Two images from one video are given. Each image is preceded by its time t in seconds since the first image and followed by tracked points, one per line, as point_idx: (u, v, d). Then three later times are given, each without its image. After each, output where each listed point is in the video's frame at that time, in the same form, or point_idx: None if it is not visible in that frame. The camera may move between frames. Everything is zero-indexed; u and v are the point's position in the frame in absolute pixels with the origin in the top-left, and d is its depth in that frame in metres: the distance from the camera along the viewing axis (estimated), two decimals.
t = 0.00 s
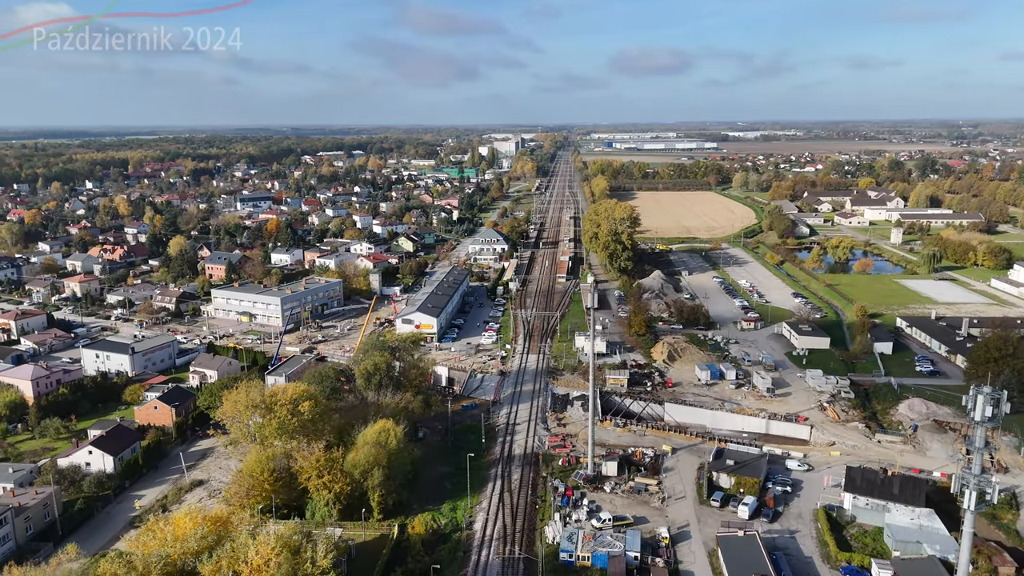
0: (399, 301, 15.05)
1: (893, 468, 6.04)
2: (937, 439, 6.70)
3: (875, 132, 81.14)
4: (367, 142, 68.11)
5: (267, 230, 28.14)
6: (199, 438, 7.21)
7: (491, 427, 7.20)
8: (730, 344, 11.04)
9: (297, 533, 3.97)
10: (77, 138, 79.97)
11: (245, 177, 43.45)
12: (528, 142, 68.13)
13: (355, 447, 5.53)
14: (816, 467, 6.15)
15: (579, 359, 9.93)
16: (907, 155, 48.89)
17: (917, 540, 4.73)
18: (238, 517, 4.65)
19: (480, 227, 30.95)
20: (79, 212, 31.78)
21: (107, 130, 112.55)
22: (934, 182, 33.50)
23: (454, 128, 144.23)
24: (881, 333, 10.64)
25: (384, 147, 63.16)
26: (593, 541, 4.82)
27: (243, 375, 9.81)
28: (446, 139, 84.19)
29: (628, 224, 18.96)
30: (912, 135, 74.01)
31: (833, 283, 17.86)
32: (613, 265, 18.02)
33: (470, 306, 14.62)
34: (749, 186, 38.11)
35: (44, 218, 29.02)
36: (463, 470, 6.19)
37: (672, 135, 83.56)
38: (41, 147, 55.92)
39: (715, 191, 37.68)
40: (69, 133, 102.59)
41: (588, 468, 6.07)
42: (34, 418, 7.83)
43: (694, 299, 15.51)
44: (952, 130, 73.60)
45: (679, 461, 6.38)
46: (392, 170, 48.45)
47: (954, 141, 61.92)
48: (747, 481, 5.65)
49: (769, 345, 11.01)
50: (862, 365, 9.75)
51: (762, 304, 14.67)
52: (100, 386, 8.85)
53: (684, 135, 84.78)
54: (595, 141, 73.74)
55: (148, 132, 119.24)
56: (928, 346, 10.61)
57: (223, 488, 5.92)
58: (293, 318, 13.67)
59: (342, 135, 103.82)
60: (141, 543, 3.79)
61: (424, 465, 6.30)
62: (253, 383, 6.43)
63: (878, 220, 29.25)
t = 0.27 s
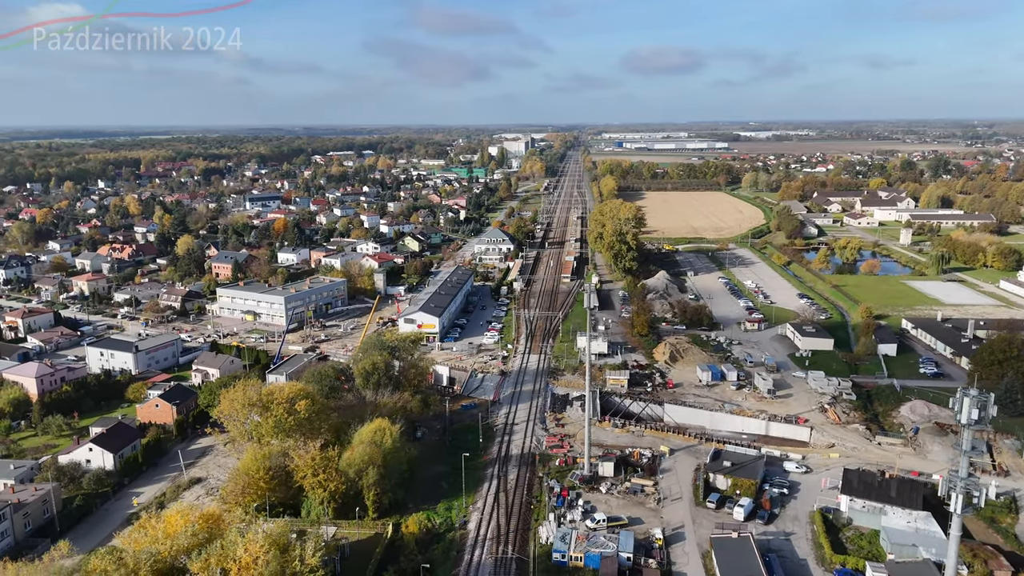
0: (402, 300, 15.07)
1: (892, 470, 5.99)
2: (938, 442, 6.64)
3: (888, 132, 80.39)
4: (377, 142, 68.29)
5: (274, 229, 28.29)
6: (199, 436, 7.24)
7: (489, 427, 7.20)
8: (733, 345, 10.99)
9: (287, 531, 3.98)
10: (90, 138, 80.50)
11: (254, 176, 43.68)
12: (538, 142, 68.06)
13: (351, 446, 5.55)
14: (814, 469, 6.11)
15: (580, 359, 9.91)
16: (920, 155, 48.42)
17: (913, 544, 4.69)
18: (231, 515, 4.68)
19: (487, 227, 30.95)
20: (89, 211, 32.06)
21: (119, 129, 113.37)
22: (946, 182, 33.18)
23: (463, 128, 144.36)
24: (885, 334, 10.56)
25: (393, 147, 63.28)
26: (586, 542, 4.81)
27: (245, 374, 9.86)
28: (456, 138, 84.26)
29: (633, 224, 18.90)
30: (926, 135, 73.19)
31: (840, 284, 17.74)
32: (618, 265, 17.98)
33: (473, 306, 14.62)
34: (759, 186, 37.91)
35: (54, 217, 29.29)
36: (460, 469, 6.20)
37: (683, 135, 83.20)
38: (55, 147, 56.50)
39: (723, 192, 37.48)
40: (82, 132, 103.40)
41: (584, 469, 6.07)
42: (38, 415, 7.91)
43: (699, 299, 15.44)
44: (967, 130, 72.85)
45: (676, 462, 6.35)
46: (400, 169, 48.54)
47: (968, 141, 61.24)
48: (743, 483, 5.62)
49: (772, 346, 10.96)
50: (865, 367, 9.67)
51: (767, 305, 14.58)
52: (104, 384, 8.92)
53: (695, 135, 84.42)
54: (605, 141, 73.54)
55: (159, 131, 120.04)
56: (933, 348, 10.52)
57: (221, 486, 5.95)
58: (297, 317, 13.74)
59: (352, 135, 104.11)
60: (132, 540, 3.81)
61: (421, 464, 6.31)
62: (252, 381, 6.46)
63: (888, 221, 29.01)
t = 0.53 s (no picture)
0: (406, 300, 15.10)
1: (890, 473, 5.95)
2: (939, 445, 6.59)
3: (901, 132, 79.69)
4: (387, 142, 68.47)
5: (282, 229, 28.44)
6: (199, 434, 7.28)
7: (487, 427, 7.20)
8: (735, 346, 10.95)
9: (279, 529, 3.99)
10: (104, 138, 81.05)
11: (263, 176, 43.91)
12: (547, 142, 67.96)
13: (346, 446, 5.57)
14: (812, 471, 6.08)
15: (581, 360, 9.89)
16: (932, 156, 47.99)
17: (907, 547, 4.70)
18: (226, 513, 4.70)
19: (494, 227, 30.97)
20: (100, 211, 32.34)
21: (131, 129, 114.25)
22: (958, 183, 32.88)
23: (472, 128, 144.50)
24: (889, 336, 10.49)
25: (402, 147, 63.41)
26: (579, 542, 4.81)
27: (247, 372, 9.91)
28: (467, 139, 84.36)
29: (638, 224, 18.85)
30: (941, 135, 72.44)
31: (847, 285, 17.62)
32: (623, 266, 17.94)
33: (477, 306, 14.64)
34: (768, 186, 37.72)
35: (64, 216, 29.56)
36: (456, 468, 6.20)
37: (694, 135, 82.86)
38: (69, 147, 57.05)
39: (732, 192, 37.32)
40: (95, 133, 104.25)
41: (581, 469, 6.06)
42: (41, 413, 7.99)
43: (703, 300, 15.39)
44: (981, 130, 72.08)
45: (673, 463, 6.33)
46: (409, 169, 48.64)
47: (983, 141, 60.61)
48: (739, 484, 5.60)
49: (775, 346, 10.90)
50: (868, 368, 9.61)
51: (772, 306, 14.50)
52: (107, 382, 9.00)
53: (705, 135, 84.07)
54: (615, 141, 73.37)
55: (171, 131, 120.88)
56: (938, 350, 10.43)
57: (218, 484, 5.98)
58: (301, 316, 13.80)
59: (363, 135, 104.42)
60: (125, 537, 3.84)
61: (418, 463, 6.32)
62: (250, 380, 6.49)
63: (898, 221, 28.79)
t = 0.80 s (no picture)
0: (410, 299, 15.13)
1: (889, 475, 5.91)
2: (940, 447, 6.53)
3: (916, 132, 78.79)
4: (397, 142, 68.57)
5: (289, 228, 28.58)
6: (200, 431, 7.33)
7: (486, 426, 7.20)
8: (738, 347, 10.90)
9: (270, 527, 4.01)
10: (118, 138, 81.72)
11: (273, 176, 44.12)
12: (557, 142, 67.86)
13: (342, 444, 5.58)
14: (810, 472, 6.04)
15: (582, 360, 9.88)
16: (946, 156, 47.52)
17: (903, 549, 4.66)
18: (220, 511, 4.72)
19: (501, 227, 30.97)
20: (110, 210, 32.62)
21: (143, 129, 115.12)
22: (970, 184, 32.56)
23: (481, 128, 144.55)
24: (894, 337, 10.40)
25: (412, 147, 63.51)
26: (572, 542, 4.81)
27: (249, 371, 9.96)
28: (477, 139, 84.30)
29: (643, 224, 18.78)
30: (956, 135, 71.65)
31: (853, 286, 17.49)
32: (628, 265, 17.89)
33: (480, 306, 14.63)
34: (778, 187, 37.52)
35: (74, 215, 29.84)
36: (453, 467, 6.20)
37: (706, 135, 82.38)
38: (83, 147, 57.55)
39: (742, 192, 37.13)
40: (108, 132, 105.14)
41: (577, 469, 6.05)
42: (44, 410, 8.06)
43: (708, 300, 15.32)
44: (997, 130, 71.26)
45: (671, 463, 6.32)
46: (417, 169, 48.72)
47: (998, 141, 59.92)
48: (736, 485, 5.57)
49: (778, 347, 10.84)
50: (872, 370, 9.54)
51: (777, 307, 14.41)
52: (111, 379, 9.07)
53: (717, 134, 83.62)
54: (625, 141, 73.14)
55: (183, 131, 121.73)
56: (943, 352, 10.34)
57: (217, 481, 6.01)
58: (305, 315, 13.85)
59: (373, 135, 104.73)
60: (117, 534, 3.86)
61: (415, 462, 6.32)
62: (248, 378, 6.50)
63: (908, 222, 28.56)
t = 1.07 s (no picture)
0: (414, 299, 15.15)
1: (887, 477, 5.87)
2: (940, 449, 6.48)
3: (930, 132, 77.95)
4: (406, 141, 68.61)
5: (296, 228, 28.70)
6: (200, 429, 7.37)
7: (485, 426, 7.20)
8: (740, 347, 10.86)
9: (262, 525, 4.04)
10: (130, 138, 82.34)
11: (281, 176, 44.31)
12: (566, 142, 67.75)
13: (338, 443, 5.61)
14: (808, 474, 6.01)
15: (583, 360, 9.86)
16: (959, 155, 47.02)
17: (899, 552, 4.61)
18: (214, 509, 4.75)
19: (508, 227, 30.96)
20: (119, 209, 32.87)
21: (155, 129, 115.96)
22: (982, 183, 32.23)
23: (490, 128, 144.53)
24: (898, 338, 10.33)
25: (420, 147, 63.60)
26: (565, 542, 4.80)
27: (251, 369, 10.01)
28: (487, 139, 84.24)
29: (648, 224, 18.72)
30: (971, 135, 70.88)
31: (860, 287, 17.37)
32: (632, 266, 17.84)
33: (484, 306, 14.63)
34: (788, 187, 37.31)
35: (84, 215, 30.09)
36: (450, 467, 6.22)
37: (716, 134, 82.02)
38: (96, 147, 58.00)
39: (751, 192, 36.95)
40: (120, 133, 106.00)
41: (574, 469, 6.05)
42: (48, 407, 8.14)
43: (712, 301, 15.26)
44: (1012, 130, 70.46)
45: (668, 463, 6.30)
46: (425, 169, 48.77)
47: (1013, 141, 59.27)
48: (732, 486, 5.54)
49: (780, 348, 10.79)
50: (875, 371, 9.48)
51: (781, 307, 14.32)
52: (114, 377, 9.14)
53: (727, 134, 83.23)
54: (635, 141, 72.87)
55: (193, 131, 122.47)
56: (948, 353, 10.25)
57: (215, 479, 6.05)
58: (309, 314, 13.90)
59: (383, 135, 105.04)
60: (112, 531, 3.91)
61: (413, 462, 6.33)
62: (246, 376, 6.53)
63: (918, 222, 28.32)
